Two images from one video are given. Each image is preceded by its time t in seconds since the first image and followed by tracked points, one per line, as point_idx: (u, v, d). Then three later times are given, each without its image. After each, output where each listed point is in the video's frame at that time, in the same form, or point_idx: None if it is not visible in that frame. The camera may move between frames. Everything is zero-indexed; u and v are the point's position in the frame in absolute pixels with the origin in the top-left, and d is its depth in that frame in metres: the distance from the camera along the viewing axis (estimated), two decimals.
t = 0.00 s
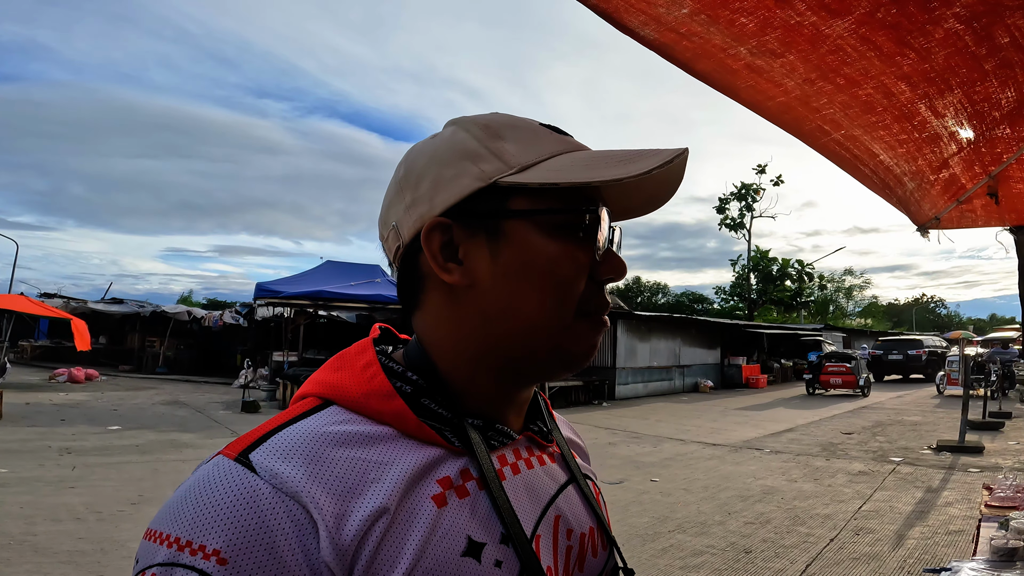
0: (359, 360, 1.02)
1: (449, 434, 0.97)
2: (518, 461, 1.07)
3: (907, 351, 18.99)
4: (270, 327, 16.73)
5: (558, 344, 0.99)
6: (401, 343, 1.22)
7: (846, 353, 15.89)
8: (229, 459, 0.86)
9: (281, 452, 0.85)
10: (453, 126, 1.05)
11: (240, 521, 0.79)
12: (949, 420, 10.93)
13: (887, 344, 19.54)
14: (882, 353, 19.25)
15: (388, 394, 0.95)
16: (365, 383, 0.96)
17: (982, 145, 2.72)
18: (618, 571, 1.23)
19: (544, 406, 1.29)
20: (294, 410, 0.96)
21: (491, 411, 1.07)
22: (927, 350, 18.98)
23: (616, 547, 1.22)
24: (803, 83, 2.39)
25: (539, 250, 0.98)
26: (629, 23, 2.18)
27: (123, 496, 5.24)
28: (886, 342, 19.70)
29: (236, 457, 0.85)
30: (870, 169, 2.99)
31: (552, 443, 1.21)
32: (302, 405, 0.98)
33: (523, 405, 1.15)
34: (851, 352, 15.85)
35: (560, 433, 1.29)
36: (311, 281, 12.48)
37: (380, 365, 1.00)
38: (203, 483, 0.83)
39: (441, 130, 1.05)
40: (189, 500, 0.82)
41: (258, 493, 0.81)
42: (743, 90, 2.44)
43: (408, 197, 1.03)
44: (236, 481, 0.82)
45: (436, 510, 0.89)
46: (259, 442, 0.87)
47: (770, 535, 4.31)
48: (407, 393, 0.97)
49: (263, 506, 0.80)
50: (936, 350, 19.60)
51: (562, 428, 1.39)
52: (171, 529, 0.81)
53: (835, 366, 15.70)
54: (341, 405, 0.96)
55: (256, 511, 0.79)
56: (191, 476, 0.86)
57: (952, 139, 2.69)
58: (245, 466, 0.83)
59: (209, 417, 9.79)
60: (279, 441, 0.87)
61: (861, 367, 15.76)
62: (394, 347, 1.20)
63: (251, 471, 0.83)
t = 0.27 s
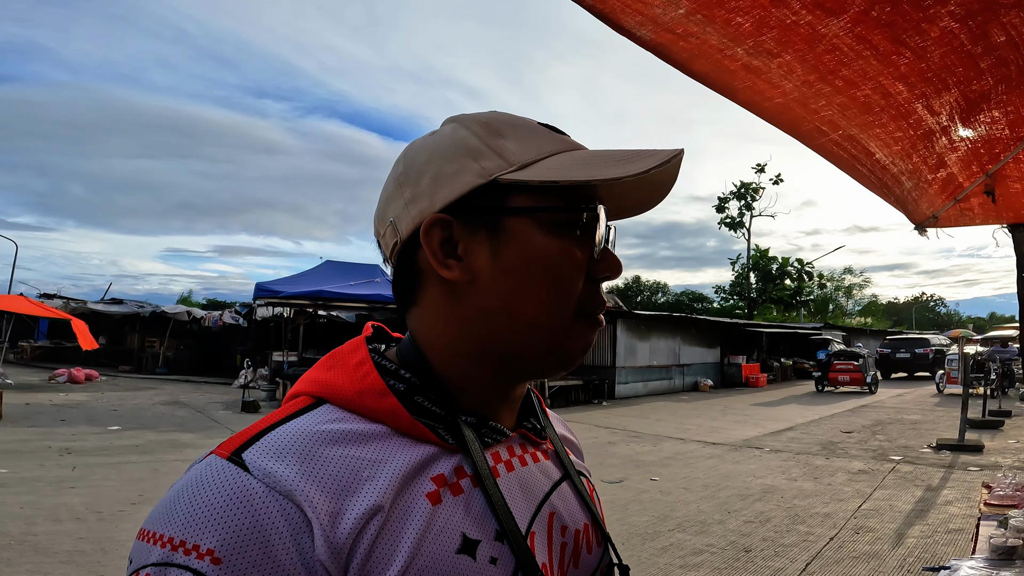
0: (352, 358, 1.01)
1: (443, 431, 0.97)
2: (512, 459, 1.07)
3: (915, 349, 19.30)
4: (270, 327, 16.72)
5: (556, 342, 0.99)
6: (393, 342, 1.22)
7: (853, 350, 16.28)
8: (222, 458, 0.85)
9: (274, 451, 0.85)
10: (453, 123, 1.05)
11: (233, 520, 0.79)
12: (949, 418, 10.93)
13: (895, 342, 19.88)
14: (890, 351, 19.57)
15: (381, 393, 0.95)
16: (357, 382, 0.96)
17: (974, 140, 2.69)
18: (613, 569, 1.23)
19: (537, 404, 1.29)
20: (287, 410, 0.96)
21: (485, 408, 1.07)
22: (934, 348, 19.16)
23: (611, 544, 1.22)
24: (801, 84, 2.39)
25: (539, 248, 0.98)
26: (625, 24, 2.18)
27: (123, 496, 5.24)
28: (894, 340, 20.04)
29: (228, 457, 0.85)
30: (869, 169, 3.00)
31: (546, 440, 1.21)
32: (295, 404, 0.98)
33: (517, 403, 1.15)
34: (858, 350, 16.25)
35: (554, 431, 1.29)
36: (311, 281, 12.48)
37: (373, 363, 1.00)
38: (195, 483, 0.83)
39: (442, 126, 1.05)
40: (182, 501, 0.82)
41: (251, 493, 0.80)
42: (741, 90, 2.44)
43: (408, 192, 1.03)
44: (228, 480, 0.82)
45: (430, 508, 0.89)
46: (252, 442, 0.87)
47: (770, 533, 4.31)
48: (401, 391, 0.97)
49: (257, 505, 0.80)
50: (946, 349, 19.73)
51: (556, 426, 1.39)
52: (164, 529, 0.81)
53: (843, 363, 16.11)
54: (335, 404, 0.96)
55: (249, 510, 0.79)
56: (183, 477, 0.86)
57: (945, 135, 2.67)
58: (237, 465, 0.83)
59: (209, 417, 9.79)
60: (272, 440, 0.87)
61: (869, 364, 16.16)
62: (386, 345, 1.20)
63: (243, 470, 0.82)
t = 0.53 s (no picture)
0: (342, 361, 1.01)
1: (434, 433, 0.96)
2: (505, 461, 1.06)
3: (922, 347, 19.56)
4: (269, 328, 16.70)
5: (550, 344, 0.99)
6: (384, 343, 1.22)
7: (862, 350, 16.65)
8: (210, 461, 0.85)
9: (263, 454, 0.84)
10: (444, 124, 1.04)
11: (222, 523, 0.78)
12: (949, 417, 10.92)
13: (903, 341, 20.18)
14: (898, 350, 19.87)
15: (371, 395, 0.94)
16: (348, 384, 0.96)
17: (976, 141, 2.70)
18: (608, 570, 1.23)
19: (528, 404, 1.28)
20: (276, 412, 0.95)
21: (476, 411, 1.07)
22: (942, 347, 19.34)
23: (605, 545, 1.21)
24: (801, 83, 2.38)
25: (533, 249, 0.97)
26: (623, 21, 2.17)
27: (122, 497, 5.23)
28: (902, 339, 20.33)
29: (217, 460, 0.84)
30: (869, 170, 3.00)
31: (539, 442, 1.21)
32: (285, 407, 0.97)
33: (508, 405, 1.14)
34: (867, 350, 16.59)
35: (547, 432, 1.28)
36: (310, 281, 12.48)
37: (363, 366, 0.99)
38: (184, 485, 0.83)
39: (432, 127, 1.04)
40: (170, 505, 0.82)
41: (241, 496, 0.80)
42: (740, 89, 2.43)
43: (399, 195, 1.02)
44: (217, 484, 0.81)
45: (422, 511, 0.88)
46: (241, 445, 0.86)
47: (770, 533, 4.30)
48: (391, 392, 0.97)
49: (246, 508, 0.79)
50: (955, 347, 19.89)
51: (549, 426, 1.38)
52: (152, 534, 0.80)
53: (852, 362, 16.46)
54: (324, 406, 0.95)
55: (239, 513, 0.79)
56: (173, 480, 0.86)
57: (946, 134, 2.67)
58: (226, 468, 0.82)
59: (208, 418, 9.78)
60: (262, 443, 0.86)
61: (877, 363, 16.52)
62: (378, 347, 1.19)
63: (232, 473, 0.82)
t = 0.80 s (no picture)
0: (337, 365, 1.00)
1: (430, 437, 0.96)
2: (501, 464, 1.06)
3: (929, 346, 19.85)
4: (269, 328, 16.69)
5: (549, 349, 0.99)
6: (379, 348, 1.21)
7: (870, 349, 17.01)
8: (204, 466, 0.84)
9: (257, 459, 0.84)
10: (441, 128, 1.04)
11: (217, 528, 0.78)
12: (950, 417, 10.91)
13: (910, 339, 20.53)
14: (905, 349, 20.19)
15: (366, 399, 0.94)
16: (342, 388, 0.95)
17: (977, 142, 2.70)
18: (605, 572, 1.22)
19: (525, 407, 1.28)
20: (271, 416, 0.95)
21: (474, 415, 1.06)
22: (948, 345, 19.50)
23: (602, 548, 1.21)
24: (801, 83, 2.38)
25: (531, 254, 0.97)
26: (622, 20, 2.17)
27: (122, 498, 5.23)
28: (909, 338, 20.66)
29: (211, 465, 0.84)
30: (870, 170, 3.00)
31: (536, 445, 1.20)
32: (279, 411, 0.97)
33: (504, 408, 1.14)
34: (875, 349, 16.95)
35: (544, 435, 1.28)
36: (310, 281, 12.47)
37: (358, 370, 0.98)
38: (177, 491, 0.82)
39: (429, 131, 1.03)
40: (163, 509, 0.81)
41: (235, 502, 0.79)
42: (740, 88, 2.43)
43: (396, 198, 1.01)
44: (211, 488, 0.81)
45: (418, 515, 0.87)
46: (235, 449, 0.86)
47: (771, 533, 4.30)
48: (387, 397, 0.96)
49: (240, 513, 0.79)
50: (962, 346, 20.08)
51: (545, 429, 1.38)
52: (145, 538, 0.79)
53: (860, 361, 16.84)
54: (319, 411, 0.95)
55: (233, 518, 0.78)
56: (165, 485, 0.85)
57: (948, 138, 2.68)
58: (220, 473, 0.82)
59: (208, 419, 9.77)
60: (256, 447, 0.86)
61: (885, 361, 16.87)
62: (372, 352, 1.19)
63: (226, 478, 0.81)
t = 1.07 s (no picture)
0: (337, 367, 1.00)
1: (431, 439, 0.95)
2: (501, 466, 1.05)
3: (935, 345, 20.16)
4: (269, 328, 16.69)
5: (550, 351, 0.98)
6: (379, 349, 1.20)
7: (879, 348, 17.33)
8: (203, 468, 0.84)
9: (257, 461, 0.83)
10: (443, 128, 1.03)
11: (216, 529, 0.77)
12: (950, 416, 10.91)
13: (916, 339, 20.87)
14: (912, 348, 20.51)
15: (366, 401, 0.94)
16: (342, 389, 0.95)
17: (977, 141, 2.70)
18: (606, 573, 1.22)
19: (525, 409, 1.27)
20: (270, 418, 0.94)
21: (474, 417, 1.06)
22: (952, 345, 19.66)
23: (602, 549, 1.21)
24: (800, 82, 2.38)
25: (532, 256, 0.96)
26: (621, 19, 2.16)
27: (122, 499, 5.23)
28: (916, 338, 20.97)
29: (211, 466, 0.84)
30: (870, 170, 3.00)
31: (536, 446, 1.19)
32: (279, 412, 0.96)
33: (505, 409, 1.13)
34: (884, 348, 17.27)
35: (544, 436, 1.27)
36: (310, 282, 12.47)
37: (358, 370, 0.98)
38: (176, 492, 0.82)
39: (431, 132, 1.03)
40: (162, 510, 0.81)
41: (234, 503, 0.79)
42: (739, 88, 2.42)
43: (397, 199, 1.01)
44: (210, 489, 0.80)
45: (418, 517, 0.87)
46: (235, 450, 0.86)
47: (771, 533, 4.29)
48: (387, 398, 0.95)
49: (240, 514, 0.78)
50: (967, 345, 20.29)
51: (545, 430, 1.37)
52: (144, 539, 0.79)
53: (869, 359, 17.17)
54: (319, 412, 0.95)
55: (232, 520, 0.78)
56: (165, 486, 0.85)
57: (948, 137, 2.68)
58: (219, 474, 0.82)
59: (208, 419, 9.76)
60: (255, 448, 0.85)
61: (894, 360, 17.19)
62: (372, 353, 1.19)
63: (225, 479, 0.81)
